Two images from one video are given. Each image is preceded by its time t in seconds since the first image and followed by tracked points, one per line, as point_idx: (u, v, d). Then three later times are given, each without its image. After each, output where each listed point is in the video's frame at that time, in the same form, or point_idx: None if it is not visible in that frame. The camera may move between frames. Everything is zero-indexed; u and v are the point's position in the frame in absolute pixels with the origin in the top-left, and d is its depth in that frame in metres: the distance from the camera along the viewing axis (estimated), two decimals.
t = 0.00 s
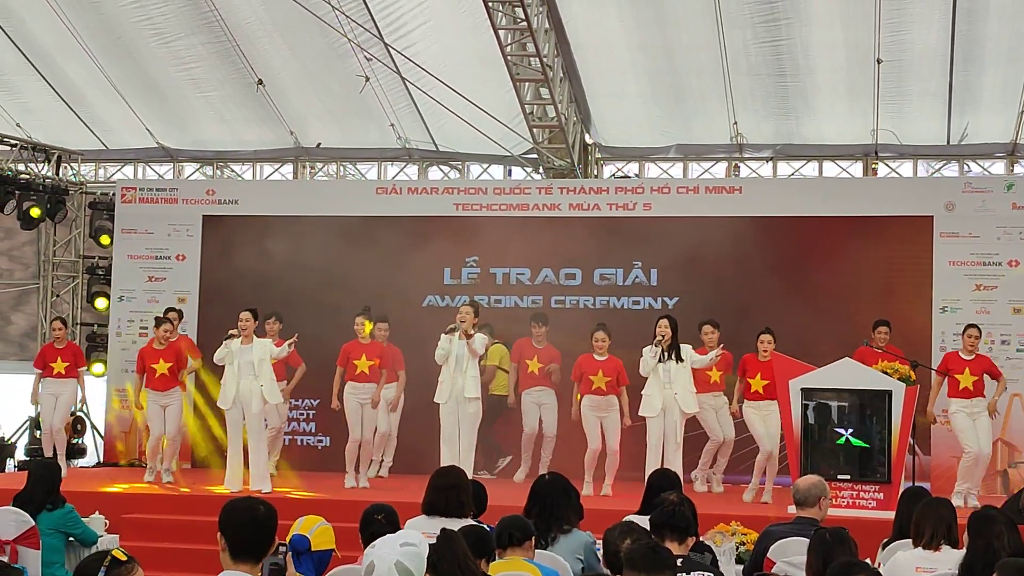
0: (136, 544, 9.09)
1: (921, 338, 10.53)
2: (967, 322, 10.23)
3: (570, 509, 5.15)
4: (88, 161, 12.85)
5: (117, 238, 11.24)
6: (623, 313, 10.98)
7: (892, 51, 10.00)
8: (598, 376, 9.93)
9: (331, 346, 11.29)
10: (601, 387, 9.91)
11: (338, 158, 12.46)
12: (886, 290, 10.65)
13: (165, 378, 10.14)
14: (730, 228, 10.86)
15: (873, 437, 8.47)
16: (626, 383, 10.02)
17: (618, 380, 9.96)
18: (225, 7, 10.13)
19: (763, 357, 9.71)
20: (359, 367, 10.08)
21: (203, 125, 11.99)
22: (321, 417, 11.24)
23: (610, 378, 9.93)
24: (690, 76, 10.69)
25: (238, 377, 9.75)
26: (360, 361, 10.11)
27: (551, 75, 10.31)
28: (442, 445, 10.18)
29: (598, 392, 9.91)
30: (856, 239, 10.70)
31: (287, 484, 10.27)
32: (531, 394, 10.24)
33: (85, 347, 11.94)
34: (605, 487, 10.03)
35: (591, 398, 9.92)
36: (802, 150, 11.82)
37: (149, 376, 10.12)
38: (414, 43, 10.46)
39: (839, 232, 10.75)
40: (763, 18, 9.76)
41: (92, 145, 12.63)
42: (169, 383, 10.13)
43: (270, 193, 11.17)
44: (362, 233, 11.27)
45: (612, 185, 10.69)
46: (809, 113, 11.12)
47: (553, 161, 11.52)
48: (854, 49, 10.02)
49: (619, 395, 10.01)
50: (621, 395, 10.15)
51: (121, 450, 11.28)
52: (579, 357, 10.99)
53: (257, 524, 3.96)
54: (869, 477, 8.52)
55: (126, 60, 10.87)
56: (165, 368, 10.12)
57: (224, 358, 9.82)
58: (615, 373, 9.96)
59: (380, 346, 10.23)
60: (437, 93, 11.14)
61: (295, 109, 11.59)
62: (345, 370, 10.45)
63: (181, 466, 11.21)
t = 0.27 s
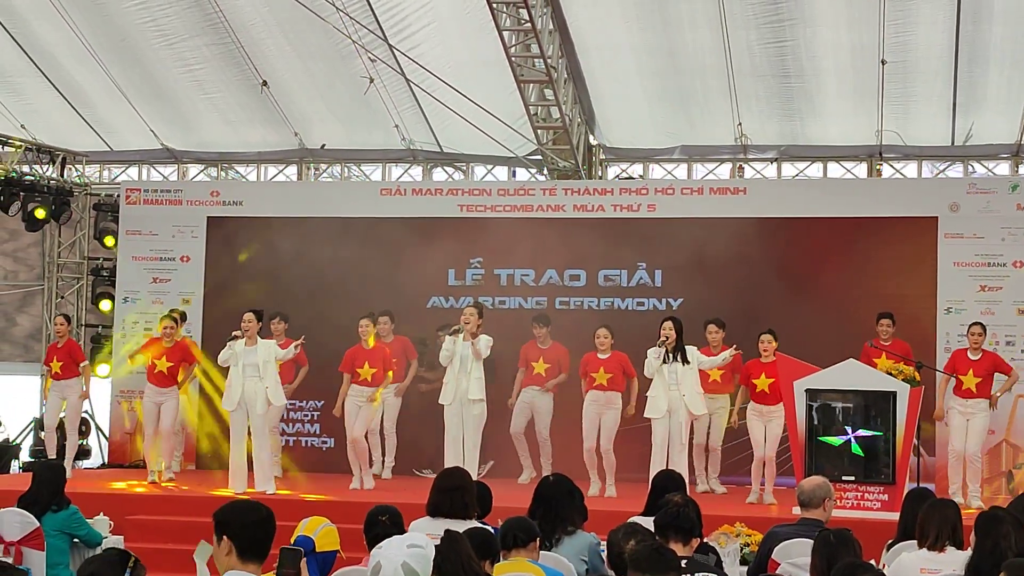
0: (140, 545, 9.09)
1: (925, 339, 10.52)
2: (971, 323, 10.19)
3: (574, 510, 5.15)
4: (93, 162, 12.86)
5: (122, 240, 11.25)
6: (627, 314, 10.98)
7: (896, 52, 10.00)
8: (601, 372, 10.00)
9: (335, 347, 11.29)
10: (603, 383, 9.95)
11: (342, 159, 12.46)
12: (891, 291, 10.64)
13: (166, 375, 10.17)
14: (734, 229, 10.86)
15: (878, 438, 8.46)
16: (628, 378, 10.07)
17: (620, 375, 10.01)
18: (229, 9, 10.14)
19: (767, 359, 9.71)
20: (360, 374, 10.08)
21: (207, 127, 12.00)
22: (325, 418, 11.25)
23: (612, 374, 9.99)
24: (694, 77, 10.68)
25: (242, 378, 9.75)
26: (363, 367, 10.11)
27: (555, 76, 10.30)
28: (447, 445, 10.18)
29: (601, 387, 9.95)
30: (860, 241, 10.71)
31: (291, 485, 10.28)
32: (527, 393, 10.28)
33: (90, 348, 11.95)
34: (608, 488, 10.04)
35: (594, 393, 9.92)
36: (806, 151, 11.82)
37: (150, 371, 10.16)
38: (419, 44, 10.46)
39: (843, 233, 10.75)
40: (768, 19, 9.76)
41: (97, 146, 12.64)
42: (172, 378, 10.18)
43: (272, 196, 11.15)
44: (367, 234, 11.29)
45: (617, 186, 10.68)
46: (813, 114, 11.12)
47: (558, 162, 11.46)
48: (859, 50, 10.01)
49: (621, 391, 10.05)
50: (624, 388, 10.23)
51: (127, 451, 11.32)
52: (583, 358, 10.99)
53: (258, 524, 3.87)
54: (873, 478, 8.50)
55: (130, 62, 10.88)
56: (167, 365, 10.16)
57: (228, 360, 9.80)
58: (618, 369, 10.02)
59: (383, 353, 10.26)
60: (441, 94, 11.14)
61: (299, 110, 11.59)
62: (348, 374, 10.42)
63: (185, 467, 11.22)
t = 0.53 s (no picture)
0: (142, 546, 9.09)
1: (929, 340, 10.51)
2: (975, 324, 10.18)
3: (578, 512, 5.14)
4: (97, 163, 12.87)
5: (126, 241, 11.28)
6: (631, 315, 10.97)
7: (899, 52, 10.00)
8: (603, 373, 10.00)
9: (338, 348, 11.29)
10: (605, 385, 9.95)
11: (346, 160, 12.46)
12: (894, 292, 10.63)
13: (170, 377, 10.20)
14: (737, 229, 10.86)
15: (882, 439, 8.42)
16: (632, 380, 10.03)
17: (623, 377, 9.99)
18: (232, 10, 10.14)
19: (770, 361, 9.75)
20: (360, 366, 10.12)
21: (211, 127, 12.00)
22: (329, 419, 11.25)
23: (614, 376, 9.97)
24: (697, 78, 10.68)
25: (246, 379, 9.76)
26: (361, 359, 10.14)
27: (558, 77, 10.30)
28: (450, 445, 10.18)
29: (603, 389, 9.95)
30: (864, 241, 10.70)
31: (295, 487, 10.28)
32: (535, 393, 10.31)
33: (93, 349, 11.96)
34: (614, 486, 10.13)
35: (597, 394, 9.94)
36: (809, 152, 11.81)
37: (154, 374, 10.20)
38: (422, 45, 10.46)
39: (847, 234, 10.74)
40: (771, 20, 9.75)
41: (101, 147, 12.65)
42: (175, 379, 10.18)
43: (270, 198, 11.10)
44: (370, 235, 11.29)
45: (620, 187, 10.67)
46: (817, 115, 11.12)
47: (561, 162, 11.46)
48: (862, 50, 10.00)
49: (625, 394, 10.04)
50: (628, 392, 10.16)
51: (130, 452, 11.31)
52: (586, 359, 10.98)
53: (255, 528, 3.87)
54: (877, 479, 8.46)
55: (133, 63, 10.88)
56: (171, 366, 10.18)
57: (232, 360, 9.83)
58: (620, 371, 9.99)
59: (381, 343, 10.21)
60: (444, 95, 11.14)
61: (302, 111, 11.60)
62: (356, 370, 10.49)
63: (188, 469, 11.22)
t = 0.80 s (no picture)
0: (143, 547, 9.09)
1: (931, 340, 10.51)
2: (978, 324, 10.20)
3: (580, 513, 5.13)
4: (99, 164, 12.87)
5: (128, 242, 11.29)
6: (633, 316, 10.97)
7: (902, 53, 10.00)
8: (601, 379, 9.99)
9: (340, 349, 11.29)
10: (602, 392, 9.94)
11: (348, 161, 12.47)
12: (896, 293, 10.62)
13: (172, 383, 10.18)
14: (739, 230, 10.86)
15: (884, 441, 8.44)
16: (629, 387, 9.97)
17: (620, 384, 9.95)
18: (235, 11, 10.15)
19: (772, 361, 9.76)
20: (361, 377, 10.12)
21: (213, 128, 12.00)
22: (331, 420, 11.25)
23: (611, 382, 9.96)
24: (699, 79, 10.68)
25: (249, 379, 9.75)
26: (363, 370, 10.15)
27: (560, 78, 10.29)
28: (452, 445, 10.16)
29: (601, 397, 9.95)
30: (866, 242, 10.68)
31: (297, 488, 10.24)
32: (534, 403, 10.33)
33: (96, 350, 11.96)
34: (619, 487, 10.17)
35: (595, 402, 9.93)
36: (811, 152, 11.81)
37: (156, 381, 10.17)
38: (424, 46, 10.46)
39: (849, 235, 10.73)
40: (774, 21, 9.75)
41: (103, 148, 12.66)
42: (177, 386, 10.18)
43: (278, 196, 11.19)
44: (372, 236, 11.30)
45: (623, 188, 10.72)
46: (819, 115, 11.11)
47: (562, 163, 11.49)
48: (865, 50, 9.99)
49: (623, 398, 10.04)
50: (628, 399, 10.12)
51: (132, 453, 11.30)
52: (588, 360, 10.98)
53: (258, 530, 3.86)
54: (879, 479, 8.47)
55: (136, 64, 10.88)
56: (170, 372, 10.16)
57: (235, 360, 9.82)
58: (618, 378, 9.96)
59: (381, 354, 10.21)
60: (446, 96, 11.14)
61: (304, 112, 11.60)
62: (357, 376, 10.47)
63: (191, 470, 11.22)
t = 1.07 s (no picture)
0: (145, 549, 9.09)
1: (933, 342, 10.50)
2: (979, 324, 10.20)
3: (582, 514, 5.13)
4: (100, 165, 12.88)
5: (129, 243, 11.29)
6: (634, 317, 10.97)
7: (903, 54, 9.99)
8: (597, 378, 9.93)
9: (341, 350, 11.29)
10: (600, 390, 9.88)
11: (350, 162, 12.48)
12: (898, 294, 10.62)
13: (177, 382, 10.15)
14: (741, 231, 10.85)
15: (885, 441, 8.45)
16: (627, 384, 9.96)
17: (618, 382, 9.92)
18: (236, 12, 10.15)
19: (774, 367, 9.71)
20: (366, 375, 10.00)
21: (214, 130, 12.00)
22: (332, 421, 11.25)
23: (609, 381, 9.91)
24: (701, 80, 10.68)
25: (252, 382, 9.76)
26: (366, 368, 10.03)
27: (561, 79, 10.30)
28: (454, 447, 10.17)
29: (599, 395, 9.89)
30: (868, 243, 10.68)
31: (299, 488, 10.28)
32: (535, 398, 10.23)
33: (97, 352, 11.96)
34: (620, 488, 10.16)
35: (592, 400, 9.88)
36: (813, 154, 11.81)
37: (162, 379, 10.11)
38: (425, 47, 10.46)
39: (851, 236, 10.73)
40: (775, 22, 9.75)
41: (105, 149, 12.66)
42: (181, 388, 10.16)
43: (280, 197, 11.20)
44: (373, 237, 11.29)
45: (624, 189, 10.74)
46: (820, 117, 11.11)
47: (564, 165, 11.50)
48: (866, 51, 9.98)
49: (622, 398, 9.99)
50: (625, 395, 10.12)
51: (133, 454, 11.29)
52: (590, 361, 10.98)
53: (263, 529, 3.86)
54: (881, 480, 8.47)
55: (137, 65, 10.88)
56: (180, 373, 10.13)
57: (238, 361, 9.81)
58: (615, 377, 9.93)
59: (385, 350, 10.20)
60: (448, 97, 11.15)
61: (305, 113, 11.60)
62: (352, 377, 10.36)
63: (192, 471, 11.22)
